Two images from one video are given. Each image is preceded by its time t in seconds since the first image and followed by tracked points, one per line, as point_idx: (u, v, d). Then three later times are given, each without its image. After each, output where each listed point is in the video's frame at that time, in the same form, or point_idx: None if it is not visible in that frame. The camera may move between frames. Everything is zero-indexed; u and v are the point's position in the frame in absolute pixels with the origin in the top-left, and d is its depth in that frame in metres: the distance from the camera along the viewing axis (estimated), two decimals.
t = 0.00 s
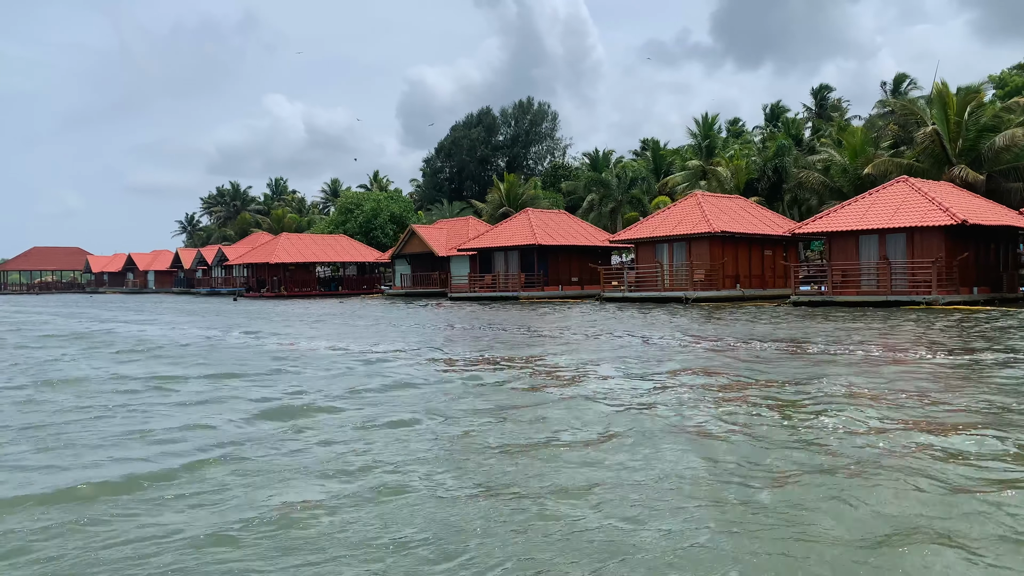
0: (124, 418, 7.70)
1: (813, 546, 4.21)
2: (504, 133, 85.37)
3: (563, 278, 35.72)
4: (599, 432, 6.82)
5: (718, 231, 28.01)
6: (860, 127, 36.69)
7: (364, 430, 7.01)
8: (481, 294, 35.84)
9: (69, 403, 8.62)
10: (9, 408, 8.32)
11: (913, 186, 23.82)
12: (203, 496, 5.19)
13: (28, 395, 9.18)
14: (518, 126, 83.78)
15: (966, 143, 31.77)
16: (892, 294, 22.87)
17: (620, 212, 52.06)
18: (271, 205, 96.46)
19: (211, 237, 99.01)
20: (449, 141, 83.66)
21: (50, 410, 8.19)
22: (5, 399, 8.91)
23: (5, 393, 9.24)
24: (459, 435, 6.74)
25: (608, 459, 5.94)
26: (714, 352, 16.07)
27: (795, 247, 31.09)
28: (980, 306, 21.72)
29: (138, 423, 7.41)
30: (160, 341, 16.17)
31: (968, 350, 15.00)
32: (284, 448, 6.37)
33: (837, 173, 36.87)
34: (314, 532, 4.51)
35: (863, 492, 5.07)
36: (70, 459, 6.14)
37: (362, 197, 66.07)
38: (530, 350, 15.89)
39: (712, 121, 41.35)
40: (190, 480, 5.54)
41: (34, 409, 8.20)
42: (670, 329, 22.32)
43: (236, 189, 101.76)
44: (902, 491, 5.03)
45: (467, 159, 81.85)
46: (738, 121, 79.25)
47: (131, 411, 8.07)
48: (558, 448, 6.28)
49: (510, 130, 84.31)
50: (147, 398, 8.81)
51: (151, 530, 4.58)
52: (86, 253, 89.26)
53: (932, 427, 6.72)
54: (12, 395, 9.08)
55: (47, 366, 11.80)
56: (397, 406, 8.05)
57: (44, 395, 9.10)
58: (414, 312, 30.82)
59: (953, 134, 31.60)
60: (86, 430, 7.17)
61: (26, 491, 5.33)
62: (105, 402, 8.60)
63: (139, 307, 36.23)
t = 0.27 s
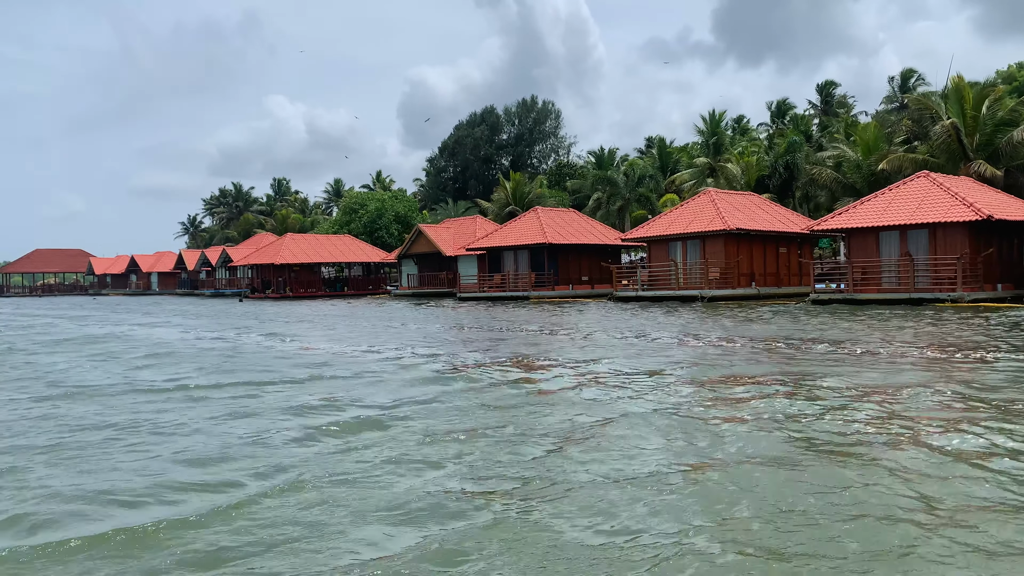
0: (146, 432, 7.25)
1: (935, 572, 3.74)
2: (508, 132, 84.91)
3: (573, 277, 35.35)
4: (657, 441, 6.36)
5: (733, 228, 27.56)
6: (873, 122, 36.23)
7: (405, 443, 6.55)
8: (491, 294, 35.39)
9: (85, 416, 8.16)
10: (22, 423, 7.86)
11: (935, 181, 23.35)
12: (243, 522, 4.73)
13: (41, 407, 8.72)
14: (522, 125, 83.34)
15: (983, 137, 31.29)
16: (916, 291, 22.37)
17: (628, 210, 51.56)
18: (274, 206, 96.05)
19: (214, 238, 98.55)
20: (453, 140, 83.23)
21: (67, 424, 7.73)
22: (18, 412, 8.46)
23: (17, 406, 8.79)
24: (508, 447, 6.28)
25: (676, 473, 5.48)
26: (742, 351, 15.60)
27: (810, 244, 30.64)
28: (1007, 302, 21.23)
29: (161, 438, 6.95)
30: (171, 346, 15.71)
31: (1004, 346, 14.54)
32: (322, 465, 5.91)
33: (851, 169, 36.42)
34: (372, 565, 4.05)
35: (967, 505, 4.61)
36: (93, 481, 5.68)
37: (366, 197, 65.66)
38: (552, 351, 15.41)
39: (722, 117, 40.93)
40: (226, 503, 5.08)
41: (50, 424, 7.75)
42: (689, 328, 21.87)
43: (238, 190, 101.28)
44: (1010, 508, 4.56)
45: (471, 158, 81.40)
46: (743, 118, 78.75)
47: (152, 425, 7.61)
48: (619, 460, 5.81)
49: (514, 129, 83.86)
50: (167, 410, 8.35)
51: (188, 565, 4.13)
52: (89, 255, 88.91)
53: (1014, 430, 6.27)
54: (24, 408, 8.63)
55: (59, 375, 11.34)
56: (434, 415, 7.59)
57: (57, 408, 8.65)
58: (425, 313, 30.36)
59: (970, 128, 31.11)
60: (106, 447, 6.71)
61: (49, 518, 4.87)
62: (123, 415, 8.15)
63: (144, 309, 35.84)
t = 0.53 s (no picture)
0: (166, 444, 6.83)
1: None
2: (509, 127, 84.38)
3: (581, 272, 34.97)
4: (717, 454, 5.95)
5: (746, 221, 27.17)
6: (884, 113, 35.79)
7: (446, 457, 6.13)
8: (497, 290, 34.96)
9: (100, 425, 7.75)
10: (35, 434, 7.44)
11: (953, 171, 22.95)
12: (287, 550, 4.31)
13: (53, 415, 8.30)
14: (523, 120, 82.81)
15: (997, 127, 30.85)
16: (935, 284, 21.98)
17: (632, 204, 51.10)
18: (274, 203, 95.49)
19: (213, 236, 98.00)
20: (453, 135, 82.71)
21: (82, 435, 7.32)
22: (29, 421, 8.04)
23: (27, 414, 8.37)
24: (558, 460, 5.86)
25: (747, 491, 5.07)
26: (766, 346, 15.17)
27: (822, 237, 30.20)
28: None
29: (183, 450, 6.53)
30: (180, 346, 15.29)
31: None
32: (361, 481, 5.49)
33: (861, 161, 36.00)
34: None
35: None
36: (117, 500, 5.27)
37: (367, 193, 65.19)
38: (572, 349, 15.03)
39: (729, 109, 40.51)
40: (264, 527, 4.67)
41: (63, 435, 7.33)
42: (704, 322, 21.48)
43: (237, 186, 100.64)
44: None
45: (472, 153, 80.88)
46: (745, 111, 78.26)
47: (172, 436, 7.19)
48: (682, 477, 5.41)
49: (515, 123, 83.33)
50: (186, 418, 7.92)
51: None
52: (88, 253, 88.36)
53: None
54: (36, 417, 8.21)
55: (68, 379, 10.92)
56: (470, 423, 7.17)
57: (69, 416, 8.23)
58: (433, 310, 29.92)
59: (983, 118, 30.69)
60: (126, 462, 6.29)
61: (74, 545, 4.46)
62: (139, 424, 7.72)
63: (146, 307, 35.39)
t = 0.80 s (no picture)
0: (200, 452, 6.42)
1: None
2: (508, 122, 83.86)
3: (587, 267, 34.61)
4: (792, 463, 5.58)
5: (757, 215, 26.82)
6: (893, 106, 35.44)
7: (501, 468, 5.73)
8: (502, 286, 34.52)
9: (123, 433, 7.34)
10: (55, 441, 7.03)
11: (970, 164, 22.59)
12: None
13: (70, 422, 7.88)
14: (522, 114, 82.29)
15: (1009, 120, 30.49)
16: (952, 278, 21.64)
17: (636, 199, 50.66)
18: (271, 198, 94.86)
19: (211, 232, 97.31)
20: (452, 130, 82.18)
21: (107, 444, 6.91)
22: (46, 429, 7.62)
23: (44, 421, 7.95)
24: (623, 472, 5.49)
25: (838, 503, 4.70)
26: (789, 341, 14.81)
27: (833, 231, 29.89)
28: None
29: (219, 459, 6.13)
30: (189, 346, 14.87)
31: None
32: (420, 496, 5.10)
33: (869, 155, 35.64)
34: None
35: None
36: (155, 518, 4.89)
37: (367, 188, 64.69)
38: (591, 347, 14.65)
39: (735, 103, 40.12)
40: (324, 550, 4.29)
41: (87, 444, 6.93)
42: (717, 318, 21.11)
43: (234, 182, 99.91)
44: None
45: (471, 148, 80.36)
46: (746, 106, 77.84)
47: (204, 443, 6.78)
48: (764, 488, 5.03)
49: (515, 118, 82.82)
50: (214, 425, 7.53)
51: None
52: (84, 250, 87.67)
53: None
54: (52, 424, 7.78)
55: (80, 382, 10.49)
56: (518, 432, 6.79)
57: (87, 423, 7.80)
58: (439, 307, 29.49)
59: (996, 110, 30.32)
60: (160, 471, 5.89)
61: (122, 572, 4.07)
62: (165, 432, 7.31)
63: (146, 304, 34.91)
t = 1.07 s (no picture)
0: (230, 461, 6.03)
1: None
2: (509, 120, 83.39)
3: (592, 266, 34.22)
4: (871, 475, 5.22)
5: (769, 214, 26.46)
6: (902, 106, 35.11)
7: (555, 481, 5.34)
8: (506, 285, 34.01)
9: (143, 440, 6.93)
10: (72, 450, 6.62)
11: (988, 163, 22.25)
12: None
13: (85, 429, 7.46)
14: (523, 113, 81.81)
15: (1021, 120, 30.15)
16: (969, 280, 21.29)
17: (639, 198, 50.21)
18: (269, 196, 94.21)
19: (208, 230, 96.66)
20: (452, 128, 81.68)
21: (127, 452, 6.50)
22: (60, 437, 7.20)
23: (57, 428, 7.54)
24: (692, 485, 5.11)
25: (933, 521, 4.36)
26: (813, 344, 14.41)
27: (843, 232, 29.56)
28: None
29: (252, 469, 5.75)
30: (197, 346, 14.45)
31: None
32: (479, 513, 4.72)
33: (879, 154, 35.30)
34: None
35: None
36: (182, 541, 4.45)
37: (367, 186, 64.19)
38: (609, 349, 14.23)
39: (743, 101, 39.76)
40: None
41: (106, 452, 6.52)
42: (731, 318, 20.71)
43: (232, 180, 99.25)
44: None
45: (471, 146, 79.85)
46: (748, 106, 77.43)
47: (231, 450, 6.38)
48: (847, 504, 4.69)
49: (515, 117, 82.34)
50: (239, 431, 7.13)
51: None
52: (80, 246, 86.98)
53: None
54: (66, 431, 7.37)
55: (89, 385, 10.07)
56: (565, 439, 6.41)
57: (103, 431, 7.39)
58: (444, 306, 29.10)
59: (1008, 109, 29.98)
60: (191, 483, 5.50)
61: None
62: (187, 439, 6.90)
63: (145, 301, 34.40)
